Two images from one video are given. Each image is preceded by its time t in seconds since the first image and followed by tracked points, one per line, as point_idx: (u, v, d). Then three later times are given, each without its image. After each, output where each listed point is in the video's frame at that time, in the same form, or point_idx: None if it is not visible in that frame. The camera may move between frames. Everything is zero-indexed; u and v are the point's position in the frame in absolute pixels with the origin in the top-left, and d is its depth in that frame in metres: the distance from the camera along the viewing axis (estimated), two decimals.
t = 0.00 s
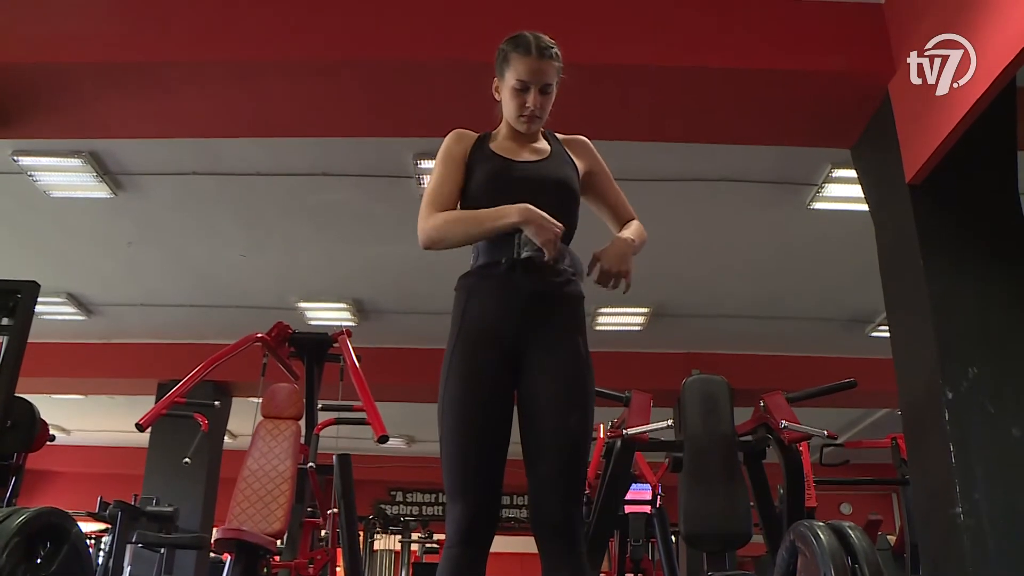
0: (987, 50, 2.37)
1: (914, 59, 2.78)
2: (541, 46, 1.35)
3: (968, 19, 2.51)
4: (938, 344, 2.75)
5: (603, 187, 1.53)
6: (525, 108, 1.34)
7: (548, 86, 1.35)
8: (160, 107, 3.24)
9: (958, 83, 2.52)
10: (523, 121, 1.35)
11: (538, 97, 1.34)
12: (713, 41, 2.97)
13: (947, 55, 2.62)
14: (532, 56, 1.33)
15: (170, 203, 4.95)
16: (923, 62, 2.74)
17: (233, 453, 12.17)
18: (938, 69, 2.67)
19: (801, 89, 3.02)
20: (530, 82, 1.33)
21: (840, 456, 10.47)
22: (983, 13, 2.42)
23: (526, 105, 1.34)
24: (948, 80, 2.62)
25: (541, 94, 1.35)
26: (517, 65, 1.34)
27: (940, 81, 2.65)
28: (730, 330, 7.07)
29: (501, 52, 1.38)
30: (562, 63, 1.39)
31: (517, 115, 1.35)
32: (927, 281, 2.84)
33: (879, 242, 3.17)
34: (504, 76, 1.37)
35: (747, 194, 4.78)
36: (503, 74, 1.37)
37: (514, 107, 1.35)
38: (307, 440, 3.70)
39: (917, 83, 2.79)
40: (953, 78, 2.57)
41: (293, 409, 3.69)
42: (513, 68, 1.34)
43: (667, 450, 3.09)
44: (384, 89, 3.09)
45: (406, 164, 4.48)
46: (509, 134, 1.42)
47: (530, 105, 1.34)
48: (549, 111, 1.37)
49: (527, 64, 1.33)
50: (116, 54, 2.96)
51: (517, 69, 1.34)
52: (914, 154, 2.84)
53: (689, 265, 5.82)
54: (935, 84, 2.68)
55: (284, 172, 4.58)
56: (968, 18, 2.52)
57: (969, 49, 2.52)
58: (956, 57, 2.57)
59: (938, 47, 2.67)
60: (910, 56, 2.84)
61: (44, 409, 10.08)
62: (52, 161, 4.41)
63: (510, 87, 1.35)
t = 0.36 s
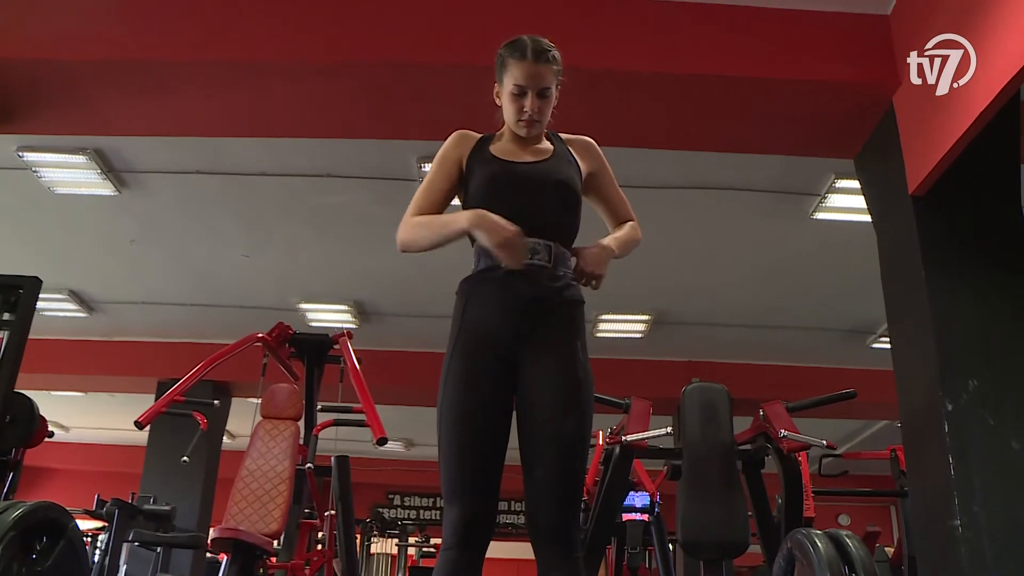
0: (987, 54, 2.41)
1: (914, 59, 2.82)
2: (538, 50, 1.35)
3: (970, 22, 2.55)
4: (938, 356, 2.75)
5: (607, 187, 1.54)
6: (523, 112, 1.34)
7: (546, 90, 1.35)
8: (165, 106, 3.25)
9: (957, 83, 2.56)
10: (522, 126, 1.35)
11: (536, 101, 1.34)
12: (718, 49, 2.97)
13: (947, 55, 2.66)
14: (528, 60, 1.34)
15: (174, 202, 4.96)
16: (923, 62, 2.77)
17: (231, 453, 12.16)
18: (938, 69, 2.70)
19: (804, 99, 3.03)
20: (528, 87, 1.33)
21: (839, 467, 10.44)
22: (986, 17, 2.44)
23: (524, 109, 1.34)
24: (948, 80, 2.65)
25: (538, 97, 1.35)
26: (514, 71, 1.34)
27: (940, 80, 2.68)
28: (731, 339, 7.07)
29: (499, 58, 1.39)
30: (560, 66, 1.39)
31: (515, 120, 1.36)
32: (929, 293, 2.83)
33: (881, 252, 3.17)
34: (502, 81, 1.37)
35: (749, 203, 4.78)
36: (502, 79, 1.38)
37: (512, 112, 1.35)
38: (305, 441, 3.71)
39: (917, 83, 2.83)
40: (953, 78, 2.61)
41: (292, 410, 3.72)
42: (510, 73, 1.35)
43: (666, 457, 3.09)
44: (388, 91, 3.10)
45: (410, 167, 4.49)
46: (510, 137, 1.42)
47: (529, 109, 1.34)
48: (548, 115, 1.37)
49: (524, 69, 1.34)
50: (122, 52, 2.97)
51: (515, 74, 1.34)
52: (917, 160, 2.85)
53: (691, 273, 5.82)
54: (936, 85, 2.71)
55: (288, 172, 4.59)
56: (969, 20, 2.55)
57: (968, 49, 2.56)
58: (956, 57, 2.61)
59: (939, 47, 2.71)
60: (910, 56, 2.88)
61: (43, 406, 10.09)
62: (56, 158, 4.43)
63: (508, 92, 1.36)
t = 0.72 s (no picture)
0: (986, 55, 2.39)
1: (914, 59, 2.79)
2: (535, 51, 1.36)
3: (968, 22, 2.53)
4: (935, 359, 2.76)
5: (601, 189, 1.55)
6: (519, 114, 1.36)
7: (542, 92, 1.36)
8: (160, 116, 3.25)
9: (958, 83, 2.53)
10: (517, 128, 1.37)
11: (531, 103, 1.36)
12: (712, 56, 2.99)
13: (947, 55, 2.64)
14: (524, 63, 1.34)
15: (170, 212, 4.96)
16: (923, 62, 2.75)
17: (228, 463, 12.13)
18: (938, 69, 2.67)
19: (798, 103, 3.04)
20: (523, 89, 1.35)
21: (837, 472, 10.45)
22: (985, 17, 2.42)
23: (519, 111, 1.36)
24: (948, 80, 2.63)
25: (534, 100, 1.36)
26: (510, 73, 1.35)
27: (940, 80, 2.66)
28: (728, 344, 7.08)
29: (497, 58, 1.39)
30: (557, 68, 1.39)
31: (511, 122, 1.37)
32: (926, 295, 2.84)
33: (876, 256, 3.18)
34: (499, 82, 1.38)
35: (745, 208, 4.80)
36: (498, 80, 1.39)
37: (508, 114, 1.37)
38: (303, 450, 3.70)
39: (917, 83, 2.80)
40: (953, 78, 2.58)
41: (290, 419, 3.71)
42: (506, 75, 1.36)
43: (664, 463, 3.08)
44: (384, 99, 3.10)
45: (406, 176, 4.49)
46: (507, 136, 1.44)
47: (524, 111, 1.36)
48: (544, 117, 1.38)
49: (519, 71, 1.34)
50: (118, 62, 2.98)
51: (510, 76, 1.35)
52: (915, 161, 2.83)
53: (688, 280, 5.83)
54: (935, 85, 2.68)
55: (284, 182, 4.59)
56: (968, 19, 2.53)
57: (968, 49, 2.53)
58: (956, 57, 2.58)
59: (938, 47, 2.69)
60: (910, 56, 2.85)
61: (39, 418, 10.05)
62: (51, 169, 4.43)
63: (504, 93, 1.37)
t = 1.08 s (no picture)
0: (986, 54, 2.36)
1: (914, 60, 2.76)
2: (526, 46, 1.38)
3: (965, 21, 2.51)
4: (929, 359, 2.77)
5: (593, 185, 1.55)
6: (509, 108, 1.37)
7: (532, 86, 1.37)
8: (155, 119, 3.25)
9: (958, 83, 2.49)
10: (509, 122, 1.38)
11: (522, 97, 1.37)
12: (707, 57, 2.99)
13: (947, 55, 2.60)
14: (514, 57, 1.36)
15: (165, 214, 4.95)
16: (923, 62, 2.72)
17: (224, 466, 12.11)
18: (938, 69, 2.64)
19: (792, 104, 3.04)
20: (513, 83, 1.36)
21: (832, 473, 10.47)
22: (982, 15, 2.41)
23: (509, 106, 1.37)
24: (948, 80, 2.59)
25: (524, 94, 1.37)
26: (500, 68, 1.37)
27: (941, 81, 2.62)
28: (724, 346, 7.09)
29: (488, 55, 1.41)
30: (548, 63, 1.41)
31: (502, 116, 1.39)
32: (919, 296, 2.85)
33: (870, 258, 3.19)
34: (490, 78, 1.40)
35: (740, 209, 4.81)
36: (489, 75, 1.41)
37: (499, 108, 1.38)
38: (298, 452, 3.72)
39: (917, 83, 2.77)
40: (953, 78, 2.54)
41: (285, 421, 3.75)
42: (496, 69, 1.37)
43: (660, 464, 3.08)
44: (379, 101, 3.10)
45: (401, 177, 4.49)
46: (498, 132, 1.45)
47: (514, 106, 1.37)
48: (535, 111, 1.38)
49: (510, 66, 1.36)
50: (113, 65, 2.97)
51: (500, 71, 1.37)
52: (913, 162, 2.81)
53: (682, 281, 5.83)
54: (935, 85, 2.65)
55: (279, 184, 4.59)
56: (967, 19, 2.50)
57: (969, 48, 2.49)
58: (956, 57, 2.54)
59: (938, 47, 2.66)
60: (910, 56, 2.81)
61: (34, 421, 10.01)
62: (46, 171, 4.41)
63: (495, 88, 1.39)
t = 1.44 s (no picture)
0: (985, 55, 2.36)
1: (913, 60, 2.76)
2: (514, 41, 1.36)
3: (966, 19, 2.50)
4: (931, 357, 2.76)
5: (592, 178, 1.54)
6: (501, 105, 1.36)
7: (523, 81, 1.36)
8: (155, 117, 3.25)
9: (958, 83, 2.49)
10: (501, 119, 1.37)
11: (513, 93, 1.36)
12: (708, 55, 2.99)
13: (946, 55, 2.60)
14: (503, 53, 1.34)
15: (165, 212, 4.95)
16: (923, 62, 2.72)
17: (224, 464, 12.12)
18: (938, 69, 2.64)
19: (792, 101, 3.04)
20: (503, 79, 1.35)
21: (832, 471, 10.48)
22: (983, 12, 2.40)
23: (500, 102, 1.36)
24: (948, 80, 2.59)
25: (515, 89, 1.36)
26: (490, 63, 1.35)
27: (940, 81, 2.62)
28: (724, 344, 7.08)
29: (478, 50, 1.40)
30: (539, 56, 1.39)
31: (494, 113, 1.38)
32: (920, 293, 2.85)
33: (871, 256, 3.19)
34: (480, 73, 1.39)
35: (740, 207, 4.80)
36: (479, 70, 1.39)
37: (491, 105, 1.37)
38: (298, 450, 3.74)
39: (917, 83, 2.76)
40: (952, 78, 2.54)
41: (287, 418, 3.74)
42: (486, 66, 1.36)
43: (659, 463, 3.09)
44: (379, 99, 3.10)
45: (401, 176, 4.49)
46: (492, 128, 1.44)
47: (506, 102, 1.36)
48: (527, 106, 1.38)
49: (499, 61, 1.34)
50: (113, 63, 2.97)
51: (490, 67, 1.35)
52: (912, 161, 2.81)
53: (683, 279, 5.83)
54: (936, 84, 2.65)
55: (279, 182, 4.59)
56: (967, 18, 2.49)
57: (968, 49, 2.49)
58: (956, 57, 2.54)
59: (938, 47, 2.65)
60: (910, 57, 2.81)
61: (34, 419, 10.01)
62: (46, 169, 4.41)
63: (486, 84, 1.38)
